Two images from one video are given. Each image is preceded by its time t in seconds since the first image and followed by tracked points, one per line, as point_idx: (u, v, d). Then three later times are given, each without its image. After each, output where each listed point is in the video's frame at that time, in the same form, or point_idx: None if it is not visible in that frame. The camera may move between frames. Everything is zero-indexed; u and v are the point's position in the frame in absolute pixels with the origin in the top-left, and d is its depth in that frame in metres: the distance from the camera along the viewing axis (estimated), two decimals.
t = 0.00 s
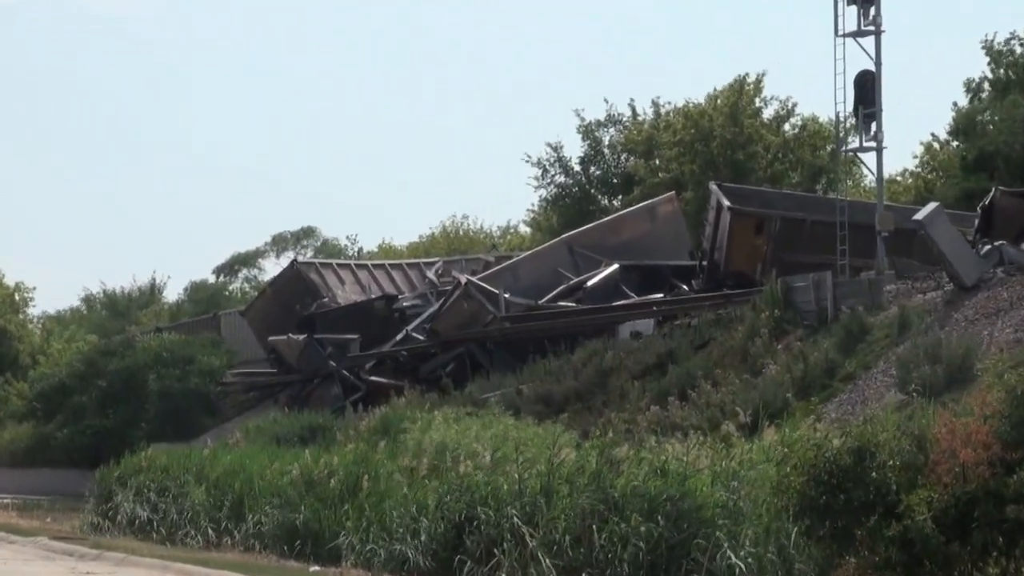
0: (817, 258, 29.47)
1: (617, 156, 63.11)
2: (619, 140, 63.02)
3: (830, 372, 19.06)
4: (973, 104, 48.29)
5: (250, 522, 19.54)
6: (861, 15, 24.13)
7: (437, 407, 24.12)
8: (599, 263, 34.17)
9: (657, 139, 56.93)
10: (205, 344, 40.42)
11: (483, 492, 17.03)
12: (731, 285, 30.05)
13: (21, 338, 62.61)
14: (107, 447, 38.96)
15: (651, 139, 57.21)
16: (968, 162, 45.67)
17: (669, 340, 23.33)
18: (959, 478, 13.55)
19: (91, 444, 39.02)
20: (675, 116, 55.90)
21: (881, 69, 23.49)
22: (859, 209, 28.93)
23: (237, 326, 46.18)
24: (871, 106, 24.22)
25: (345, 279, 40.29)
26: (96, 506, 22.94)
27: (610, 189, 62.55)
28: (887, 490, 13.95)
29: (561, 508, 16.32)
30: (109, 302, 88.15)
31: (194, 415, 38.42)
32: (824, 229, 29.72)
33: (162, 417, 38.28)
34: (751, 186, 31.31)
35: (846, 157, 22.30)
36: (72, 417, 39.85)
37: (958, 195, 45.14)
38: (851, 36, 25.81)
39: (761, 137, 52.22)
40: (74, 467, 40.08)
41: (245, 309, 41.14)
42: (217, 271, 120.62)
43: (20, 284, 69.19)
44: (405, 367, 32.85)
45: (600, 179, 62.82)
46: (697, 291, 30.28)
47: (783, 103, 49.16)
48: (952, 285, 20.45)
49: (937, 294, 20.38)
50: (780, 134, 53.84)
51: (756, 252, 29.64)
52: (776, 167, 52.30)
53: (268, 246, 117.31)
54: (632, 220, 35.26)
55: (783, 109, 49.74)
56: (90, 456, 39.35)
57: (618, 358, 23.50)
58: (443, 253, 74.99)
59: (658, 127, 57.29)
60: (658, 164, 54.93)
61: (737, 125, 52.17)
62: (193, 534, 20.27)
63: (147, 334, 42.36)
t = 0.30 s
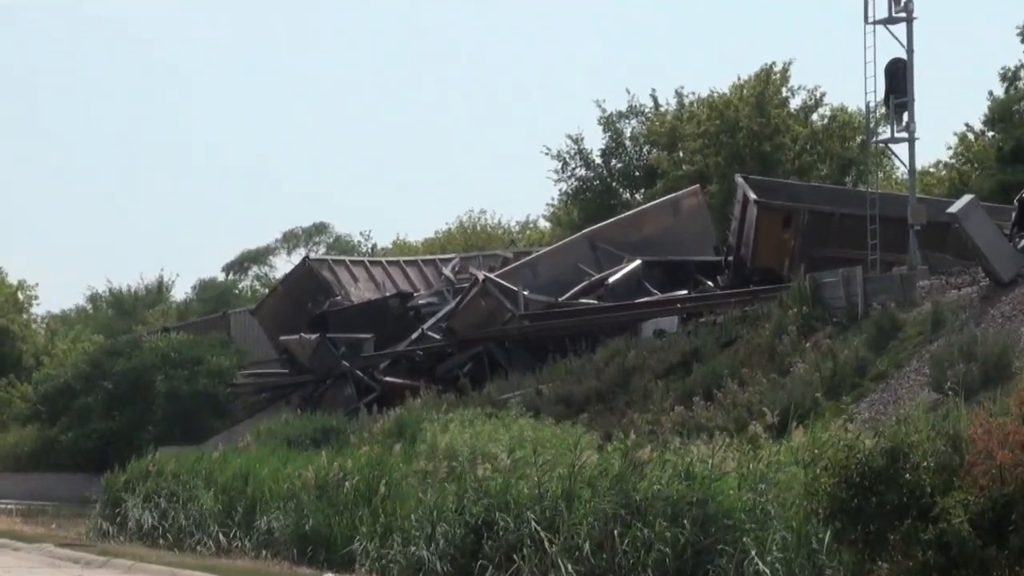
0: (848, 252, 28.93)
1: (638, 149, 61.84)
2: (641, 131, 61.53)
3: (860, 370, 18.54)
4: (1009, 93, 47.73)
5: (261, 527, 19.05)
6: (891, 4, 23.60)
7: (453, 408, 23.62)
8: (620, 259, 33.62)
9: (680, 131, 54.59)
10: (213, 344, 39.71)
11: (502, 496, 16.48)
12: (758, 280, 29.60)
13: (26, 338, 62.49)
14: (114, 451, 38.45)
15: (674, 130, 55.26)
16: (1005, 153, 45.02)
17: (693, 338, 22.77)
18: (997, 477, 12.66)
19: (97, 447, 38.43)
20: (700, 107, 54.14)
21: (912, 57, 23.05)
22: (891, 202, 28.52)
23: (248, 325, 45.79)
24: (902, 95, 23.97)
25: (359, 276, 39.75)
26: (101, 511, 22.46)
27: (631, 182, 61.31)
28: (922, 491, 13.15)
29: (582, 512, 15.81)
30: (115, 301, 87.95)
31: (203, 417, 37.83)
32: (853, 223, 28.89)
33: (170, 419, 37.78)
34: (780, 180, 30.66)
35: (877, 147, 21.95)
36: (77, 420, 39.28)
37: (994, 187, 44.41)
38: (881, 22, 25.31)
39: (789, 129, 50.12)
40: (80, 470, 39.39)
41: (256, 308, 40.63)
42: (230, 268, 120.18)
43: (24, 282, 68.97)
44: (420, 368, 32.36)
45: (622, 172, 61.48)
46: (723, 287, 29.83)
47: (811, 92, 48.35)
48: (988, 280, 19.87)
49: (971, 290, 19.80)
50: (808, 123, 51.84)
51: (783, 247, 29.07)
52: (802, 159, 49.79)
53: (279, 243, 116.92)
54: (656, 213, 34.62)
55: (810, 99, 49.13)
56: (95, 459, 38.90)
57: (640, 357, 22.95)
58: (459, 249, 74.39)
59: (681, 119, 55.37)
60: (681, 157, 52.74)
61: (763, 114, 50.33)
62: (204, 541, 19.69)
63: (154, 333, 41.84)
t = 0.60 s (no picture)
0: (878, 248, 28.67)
1: (662, 141, 58.49)
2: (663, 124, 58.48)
3: (893, 370, 18.08)
4: None
5: (273, 535, 18.52)
6: None
7: (471, 411, 23.12)
8: (642, 256, 33.12)
9: (705, 122, 51.77)
10: (223, 344, 39.20)
11: (521, 499, 15.97)
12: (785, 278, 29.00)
13: (29, 340, 62.27)
14: (121, 454, 38.12)
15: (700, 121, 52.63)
16: None
17: (718, 338, 22.22)
18: None
19: (103, 451, 38.06)
20: (726, 97, 51.27)
21: (945, 46, 23.18)
22: (923, 195, 28.15)
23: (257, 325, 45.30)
24: (935, 85, 23.83)
25: (373, 274, 39.21)
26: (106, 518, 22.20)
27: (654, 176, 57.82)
28: (956, 495, 12.55)
29: (604, 518, 15.26)
30: (123, 302, 87.77)
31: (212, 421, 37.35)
32: (885, 217, 28.82)
33: (179, 422, 37.18)
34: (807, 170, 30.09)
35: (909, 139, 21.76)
36: (83, 425, 38.90)
37: None
38: (913, 10, 25.41)
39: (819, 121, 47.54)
40: (85, 476, 39.10)
41: (267, 306, 40.15)
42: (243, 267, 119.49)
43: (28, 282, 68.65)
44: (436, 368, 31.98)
45: (645, 166, 58.07)
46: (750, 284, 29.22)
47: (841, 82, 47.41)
48: None
49: (1007, 286, 19.31)
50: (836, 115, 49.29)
51: (811, 243, 28.56)
52: (832, 151, 47.49)
53: (289, 240, 116.12)
54: (681, 208, 34.01)
55: (840, 91, 48.55)
56: (102, 463, 38.47)
57: (664, 357, 22.38)
58: (477, 246, 73.57)
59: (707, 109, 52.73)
60: (707, 150, 50.26)
61: (790, 106, 48.15)
62: (214, 548, 19.26)
63: (163, 334, 41.45)
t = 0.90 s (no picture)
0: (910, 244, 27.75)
1: (686, 133, 56.06)
2: (689, 116, 56.30)
3: (927, 371, 17.73)
4: None
5: (286, 542, 17.94)
6: None
7: (490, 413, 22.65)
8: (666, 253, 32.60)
9: (732, 115, 49.84)
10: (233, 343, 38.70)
11: (543, 504, 15.46)
12: (815, 275, 28.52)
13: (32, 342, 62.23)
14: (127, 459, 37.17)
15: (727, 113, 50.81)
16: None
17: (745, 337, 21.64)
18: None
19: (109, 456, 37.08)
20: (755, 88, 48.86)
21: (982, 34, 23.02)
22: (958, 190, 27.52)
23: (267, 325, 44.86)
24: (970, 76, 23.64)
25: (388, 272, 38.69)
26: (111, 525, 21.64)
27: (678, 170, 55.40)
28: (993, 498, 12.12)
29: (627, 523, 14.73)
30: (129, 302, 87.39)
31: (222, 424, 36.80)
32: (918, 212, 27.96)
33: (187, 426, 36.54)
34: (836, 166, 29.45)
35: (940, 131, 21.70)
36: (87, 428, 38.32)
37: None
38: None
39: (851, 112, 45.38)
40: (90, 480, 38.80)
41: (280, 306, 39.74)
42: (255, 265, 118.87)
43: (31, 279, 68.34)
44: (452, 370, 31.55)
45: (669, 159, 55.55)
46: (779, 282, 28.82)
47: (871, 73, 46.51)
48: None
49: None
50: (869, 107, 47.06)
51: (843, 240, 27.94)
52: (864, 145, 45.36)
53: (301, 237, 115.55)
54: (706, 202, 33.41)
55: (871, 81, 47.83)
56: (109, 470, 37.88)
57: (689, 358, 21.82)
58: (497, 244, 72.76)
59: (734, 101, 50.90)
60: (734, 143, 48.00)
61: (820, 97, 45.53)
62: (225, 555, 18.72)
63: (170, 334, 41.02)
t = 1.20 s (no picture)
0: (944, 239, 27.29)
1: (711, 126, 55.55)
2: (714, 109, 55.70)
3: (961, 372, 17.32)
4: None
5: (298, 547, 17.51)
6: None
7: (509, 415, 22.19)
8: (686, 249, 32.07)
9: (758, 107, 49.22)
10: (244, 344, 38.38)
11: (563, 507, 14.92)
12: (844, 272, 28.05)
13: (37, 342, 62.52)
14: (134, 461, 37.17)
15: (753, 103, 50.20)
16: None
17: (772, 336, 21.13)
18: None
19: (115, 459, 37.11)
20: (781, 80, 47.84)
21: (1016, 24, 22.63)
22: (992, 184, 27.21)
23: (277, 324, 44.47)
24: (1005, 67, 23.22)
25: (403, 269, 38.22)
26: (118, 531, 21.24)
27: (703, 164, 54.71)
28: None
29: (650, 528, 14.21)
30: (137, 300, 87.08)
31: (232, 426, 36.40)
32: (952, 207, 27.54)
33: (196, 427, 36.08)
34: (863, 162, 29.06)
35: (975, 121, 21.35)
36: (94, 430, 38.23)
37: None
38: None
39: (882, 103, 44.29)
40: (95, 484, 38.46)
41: (292, 303, 39.37)
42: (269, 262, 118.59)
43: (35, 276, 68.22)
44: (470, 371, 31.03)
45: (693, 153, 54.90)
46: (807, 278, 28.33)
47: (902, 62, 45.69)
48: None
49: None
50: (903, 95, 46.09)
51: (874, 236, 27.47)
52: (895, 137, 43.63)
53: (314, 233, 115.29)
54: (731, 197, 32.76)
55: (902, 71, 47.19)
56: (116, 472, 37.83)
57: (714, 357, 21.34)
58: (515, 241, 72.18)
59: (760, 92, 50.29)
60: (760, 136, 46.99)
61: (849, 89, 44.74)
62: (235, 561, 18.30)
63: (179, 334, 40.63)
